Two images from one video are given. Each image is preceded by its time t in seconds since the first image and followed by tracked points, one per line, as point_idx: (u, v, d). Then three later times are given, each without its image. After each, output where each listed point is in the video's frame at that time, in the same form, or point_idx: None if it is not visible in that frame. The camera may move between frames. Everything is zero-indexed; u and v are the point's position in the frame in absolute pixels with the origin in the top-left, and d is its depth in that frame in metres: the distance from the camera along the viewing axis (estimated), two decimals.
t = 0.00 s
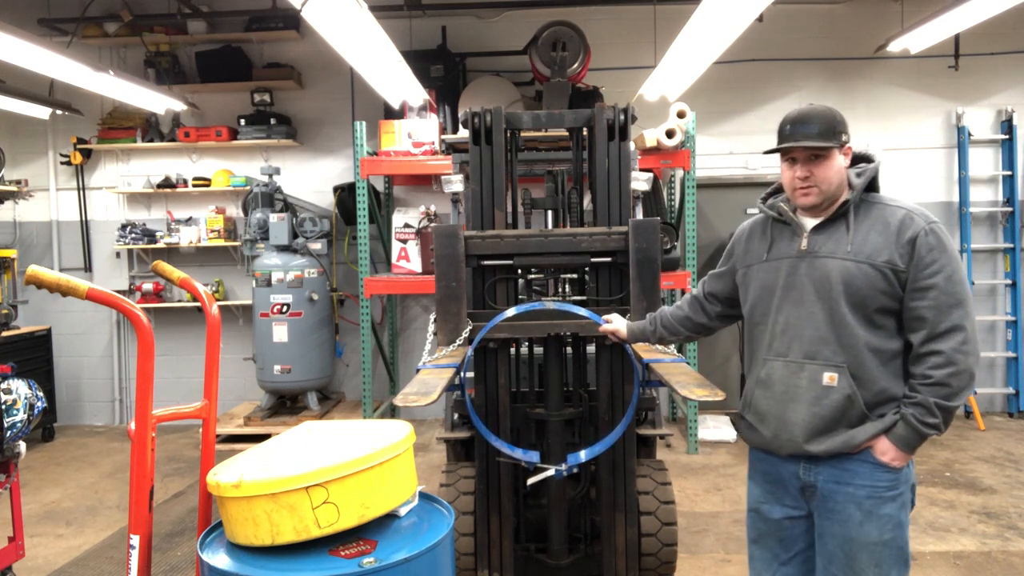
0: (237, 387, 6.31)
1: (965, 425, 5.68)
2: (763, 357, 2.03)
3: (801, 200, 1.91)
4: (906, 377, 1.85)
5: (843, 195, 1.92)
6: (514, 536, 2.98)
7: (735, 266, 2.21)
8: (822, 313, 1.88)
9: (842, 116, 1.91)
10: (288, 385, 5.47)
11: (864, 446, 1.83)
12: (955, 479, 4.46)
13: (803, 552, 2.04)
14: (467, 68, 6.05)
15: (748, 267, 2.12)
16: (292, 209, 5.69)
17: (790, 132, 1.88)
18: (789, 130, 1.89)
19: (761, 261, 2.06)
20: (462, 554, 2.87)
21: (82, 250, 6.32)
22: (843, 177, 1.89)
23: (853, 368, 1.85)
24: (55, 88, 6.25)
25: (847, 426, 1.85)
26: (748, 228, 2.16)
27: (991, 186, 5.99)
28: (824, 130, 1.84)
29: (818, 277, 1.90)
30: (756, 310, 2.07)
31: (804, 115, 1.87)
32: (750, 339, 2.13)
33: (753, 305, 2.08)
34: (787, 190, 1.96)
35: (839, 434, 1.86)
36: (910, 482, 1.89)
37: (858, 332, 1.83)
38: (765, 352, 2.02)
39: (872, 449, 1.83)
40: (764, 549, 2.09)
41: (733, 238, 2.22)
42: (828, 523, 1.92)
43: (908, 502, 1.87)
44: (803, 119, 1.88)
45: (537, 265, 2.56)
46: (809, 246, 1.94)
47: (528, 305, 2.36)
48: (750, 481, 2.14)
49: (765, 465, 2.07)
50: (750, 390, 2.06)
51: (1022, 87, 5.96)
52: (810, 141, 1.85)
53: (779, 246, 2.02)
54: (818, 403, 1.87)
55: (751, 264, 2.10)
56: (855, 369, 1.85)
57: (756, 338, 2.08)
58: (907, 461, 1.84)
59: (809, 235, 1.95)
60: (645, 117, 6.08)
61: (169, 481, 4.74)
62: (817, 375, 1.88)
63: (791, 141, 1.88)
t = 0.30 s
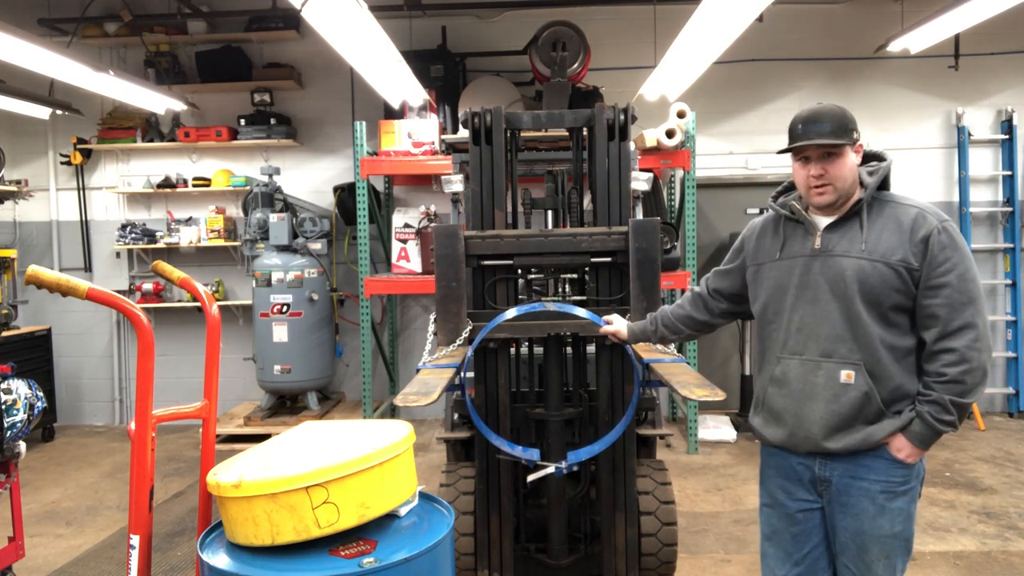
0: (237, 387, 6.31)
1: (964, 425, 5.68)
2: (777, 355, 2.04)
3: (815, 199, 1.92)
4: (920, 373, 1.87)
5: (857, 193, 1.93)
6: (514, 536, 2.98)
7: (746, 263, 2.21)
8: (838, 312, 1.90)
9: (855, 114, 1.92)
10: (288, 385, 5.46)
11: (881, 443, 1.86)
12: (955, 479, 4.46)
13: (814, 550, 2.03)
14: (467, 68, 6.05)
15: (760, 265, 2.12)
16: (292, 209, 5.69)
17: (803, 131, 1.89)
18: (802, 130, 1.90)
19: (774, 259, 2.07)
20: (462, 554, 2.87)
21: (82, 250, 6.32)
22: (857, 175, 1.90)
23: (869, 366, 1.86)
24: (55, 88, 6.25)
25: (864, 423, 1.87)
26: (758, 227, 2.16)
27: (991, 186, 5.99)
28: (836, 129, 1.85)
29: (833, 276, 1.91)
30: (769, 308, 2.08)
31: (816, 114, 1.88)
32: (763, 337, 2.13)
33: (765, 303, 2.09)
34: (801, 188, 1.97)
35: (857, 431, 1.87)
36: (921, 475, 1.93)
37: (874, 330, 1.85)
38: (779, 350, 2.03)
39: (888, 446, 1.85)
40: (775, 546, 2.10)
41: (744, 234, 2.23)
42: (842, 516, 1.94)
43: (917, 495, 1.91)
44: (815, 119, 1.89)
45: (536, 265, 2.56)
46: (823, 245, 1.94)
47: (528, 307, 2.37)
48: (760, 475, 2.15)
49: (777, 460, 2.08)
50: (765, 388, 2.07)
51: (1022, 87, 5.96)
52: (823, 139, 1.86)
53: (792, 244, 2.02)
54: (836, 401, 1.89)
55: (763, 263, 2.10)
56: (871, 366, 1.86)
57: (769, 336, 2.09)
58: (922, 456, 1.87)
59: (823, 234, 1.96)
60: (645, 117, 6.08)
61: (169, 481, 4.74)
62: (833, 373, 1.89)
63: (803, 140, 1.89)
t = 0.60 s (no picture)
0: (237, 387, 6.31)
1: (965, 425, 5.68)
2: (786, 354, 2.04)
3: (822, 200, 1.92)
4: (927, 372, 1.88)
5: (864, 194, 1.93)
6: (514, 536, 2.98)
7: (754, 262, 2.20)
8: (847, 311, 1.90)
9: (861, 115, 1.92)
10: (288, 385, 5.46)
11: (889, 440, 1.86)
12: (955, 479, 4.46)
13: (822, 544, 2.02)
14: (467, 68, 6.05)
15: (768, 265, 2.11)
16: (292, 209, 5.68)
17: (810, 134, 1.89)
18: (808, 132, 1.90)
19: (783, 259, 2.06)
20: (462, 554, 2.87)
21: (82, 250, 6.32)
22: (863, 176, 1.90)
23: (878, 364, 1.87)
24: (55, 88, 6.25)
25: (873, 420, 1.88)
26: (765, 227, 2.16)
27: (991, 186, 6.00)
28: (843, 132, 1.85)
29: (841, 277, 1.91)
30: (778, 309, 2.08)
31: (823, 117, 1.88)
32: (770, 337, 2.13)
33: (774, 303, 2.09)
34: (807, 189, 1.97)
35: (866, 429, 1.88)
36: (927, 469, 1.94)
37: (883, 330, 1.85)
38: (788, 349, 2.03)
39: (896, 443, 1.86)
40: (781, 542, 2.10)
41: (752, 233, 2.22)
42: (851, 510, 1.95)
43: (923, 490, 1.92)
44: (822, 121, 1.88)
45: (536, 265, 2.56)
46: (832, 245, 1.94)
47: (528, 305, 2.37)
48: (767, 470, 2.15)
49: (783, 457, 2.08)
50: (774, 386, 2.08)
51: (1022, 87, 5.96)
52: (830, 142, 1.85)
53: (801, 245, 2.02)
54: (845, 399, 1.89)
55: (772, 263, 2.10)
56: (880, 365, 1.87)
57: (778, 335, 2.09)
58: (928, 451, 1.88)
59: (832, 234, 1.96)
60: (645, 117, 6.08)
61: (169, 481, 4.74)
62: (843, 372, 1.90)
63: (810, 142, 1.88)
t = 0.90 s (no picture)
0: (237, 387, 6.31)
1: (964, 425, 5.68)
2: (786, 350, 2.05)
3: (817, 203, 1.95)
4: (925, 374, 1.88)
5: (864, 198, 1.92)
6: (514, 536, 2.98)
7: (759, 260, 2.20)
8: (847, 310, 1.91)
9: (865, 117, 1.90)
10: (288, 385, 5.46)
11: (884, 438, 1.86)
12: (955, 479, 4.46)
13: (803, 532, 2.03)
14: (467, 68, 6.05)
15: (771, 264, 2.12)
16: (292, 209, 5.68)
17: (806, 139, 1.91)
18: (806, 137, 1.92)
19: (786, 258, 2.07)
20: (462, 554, 2.87)
21: (82, 250, 6.32)
22: (862, 180, 1.89)
23: (876, 363, 1.87)
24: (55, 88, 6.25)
25: (869, 417, 1.88)
26: (773, 226, 2.16)
27: (991, 186, 6.00)
28: (837, 138, 1.85)
29: (842, 276, 1.92)
30: (779, 307, 2.08)
31: (821, 122, 1.89)
32: (771, 334, 2.13)
33: (776, 300, 2.09)
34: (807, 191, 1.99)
35: (861, 426, 1.88)
36: (921, 466, 1.94)
37: (882, 329, 1.86)
38: (788, 346, 2.03)
39: (891, 440, 1.86)
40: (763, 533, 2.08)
41: (759, 232, 2.22)
42: (840, 500, 1.96)
43: (917, 485, 1.92)
44: (820, 126, 1.89)
45: (536, 265, 2.56)
46: (835, 245, 1.95)
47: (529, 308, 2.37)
48: (756, 460, 2.17)
49: (777, 449, 2.09)
50: (772, 382, 2.08)
51: (1022, 87, 5.96)
52: (822, 148, 1.87)
53: (805, 244, 2.03)
54: (841, 396, 1.89)
55: (775, 261, 2.11)
56: (878, 364, 1.87)
57: (779, 333, 2.09)
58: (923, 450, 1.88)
59: (835, 235, 1.96)
60: (645, 117, 6.08)
61: (169, 481, 4.74)
62: (841, 369, 1.90)
63: (805, 147, 1.91)
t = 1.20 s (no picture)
0: (237, 387, 6.31)
1: (965, 425, 5.68)
2: (769, 347, 2.06)
3: (790, 206, 2.00)
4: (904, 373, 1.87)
5: (837, 198, 1.94)
6: (514, 536, 2.98)
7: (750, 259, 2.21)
8: (824, 308, 1.92)
9: (833, 118, 1.91)
10: (288, 385, 5.46)
11: (859, 434, 1.87)
12: (955, 479, 4.46)
13: (786, 531, 2.07)
14: (467, 68, 6.05)
15: (758, 263, 2.13)
16: (292, 209, 5.68)
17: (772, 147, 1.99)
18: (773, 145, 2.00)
19: (771, 257, 2.08)
20: (462, 554, 2.87)
21: (82, 250, 6.32)
22: (828, 182, 1.91)
23: (852, 361, 1.88)
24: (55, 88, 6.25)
25: (844, 414, 1.89)
26: (763, 226, 2.16)
27: (991, 186, 5.99)
28: (793, 145, 1.91)
29: (820, 275, 1.92)
30: (764, 305, 2.10)
31: (784, 130, 1.95)
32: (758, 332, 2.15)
33: (761, 298, 2.11)
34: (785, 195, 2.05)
35: (836, 422, 1.89)
36: (904, 464, 1.93)
37: (857, 328, 1.86)
38: (770, 343, 2.05)
39: (867, 438, 1.87)
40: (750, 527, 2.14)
41: (751, 233, 2.22)
42: (821, 498, 1.97)
43: (899, 483, 1.91)
44: (783, 134, 1.96)
45: (536, 265, 2.56)
46: (816, 245, 1.96)
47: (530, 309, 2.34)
48: (744, 461, 2.20)
49: (763, 446, 2.11)
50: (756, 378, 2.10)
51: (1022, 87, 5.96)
52: (781, 156, 1.94)
53: (789, 243, 2.04)
54: (816, 392, 1.91)
55: (761, 261, 2.12)
56: (854, 362, 1.88)
57: (764, 331, 2.11)
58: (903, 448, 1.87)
59: (817, 235, 1.97)
60: (645, 117, 6.08)
61: (169, 481, 4.74)
62: (816, 366, 1.91)
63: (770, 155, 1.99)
